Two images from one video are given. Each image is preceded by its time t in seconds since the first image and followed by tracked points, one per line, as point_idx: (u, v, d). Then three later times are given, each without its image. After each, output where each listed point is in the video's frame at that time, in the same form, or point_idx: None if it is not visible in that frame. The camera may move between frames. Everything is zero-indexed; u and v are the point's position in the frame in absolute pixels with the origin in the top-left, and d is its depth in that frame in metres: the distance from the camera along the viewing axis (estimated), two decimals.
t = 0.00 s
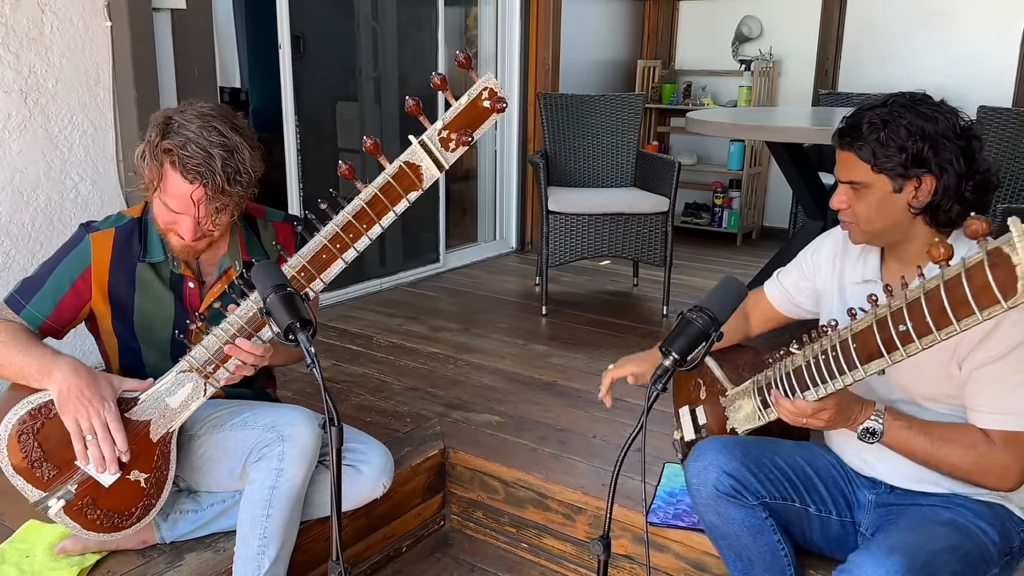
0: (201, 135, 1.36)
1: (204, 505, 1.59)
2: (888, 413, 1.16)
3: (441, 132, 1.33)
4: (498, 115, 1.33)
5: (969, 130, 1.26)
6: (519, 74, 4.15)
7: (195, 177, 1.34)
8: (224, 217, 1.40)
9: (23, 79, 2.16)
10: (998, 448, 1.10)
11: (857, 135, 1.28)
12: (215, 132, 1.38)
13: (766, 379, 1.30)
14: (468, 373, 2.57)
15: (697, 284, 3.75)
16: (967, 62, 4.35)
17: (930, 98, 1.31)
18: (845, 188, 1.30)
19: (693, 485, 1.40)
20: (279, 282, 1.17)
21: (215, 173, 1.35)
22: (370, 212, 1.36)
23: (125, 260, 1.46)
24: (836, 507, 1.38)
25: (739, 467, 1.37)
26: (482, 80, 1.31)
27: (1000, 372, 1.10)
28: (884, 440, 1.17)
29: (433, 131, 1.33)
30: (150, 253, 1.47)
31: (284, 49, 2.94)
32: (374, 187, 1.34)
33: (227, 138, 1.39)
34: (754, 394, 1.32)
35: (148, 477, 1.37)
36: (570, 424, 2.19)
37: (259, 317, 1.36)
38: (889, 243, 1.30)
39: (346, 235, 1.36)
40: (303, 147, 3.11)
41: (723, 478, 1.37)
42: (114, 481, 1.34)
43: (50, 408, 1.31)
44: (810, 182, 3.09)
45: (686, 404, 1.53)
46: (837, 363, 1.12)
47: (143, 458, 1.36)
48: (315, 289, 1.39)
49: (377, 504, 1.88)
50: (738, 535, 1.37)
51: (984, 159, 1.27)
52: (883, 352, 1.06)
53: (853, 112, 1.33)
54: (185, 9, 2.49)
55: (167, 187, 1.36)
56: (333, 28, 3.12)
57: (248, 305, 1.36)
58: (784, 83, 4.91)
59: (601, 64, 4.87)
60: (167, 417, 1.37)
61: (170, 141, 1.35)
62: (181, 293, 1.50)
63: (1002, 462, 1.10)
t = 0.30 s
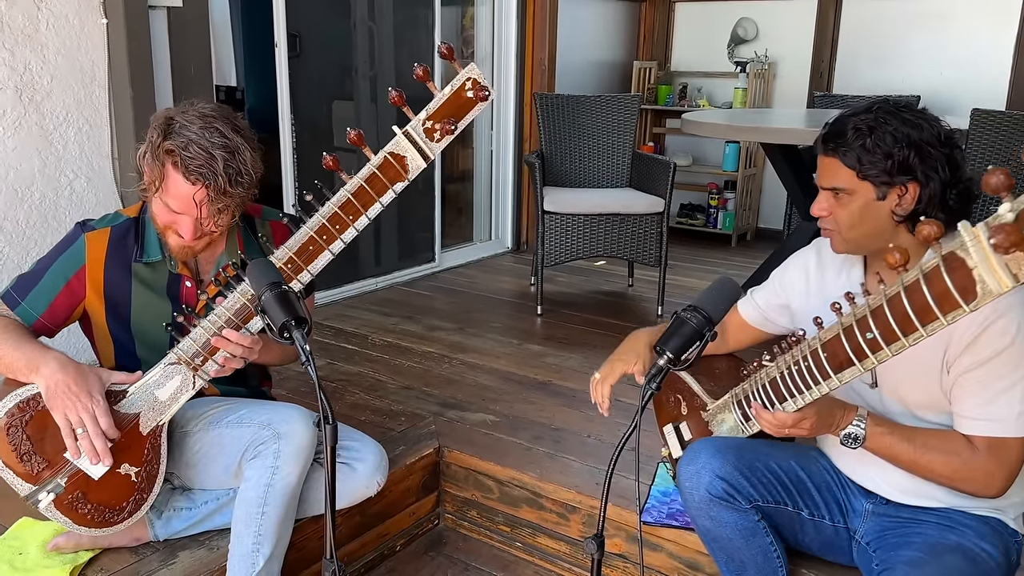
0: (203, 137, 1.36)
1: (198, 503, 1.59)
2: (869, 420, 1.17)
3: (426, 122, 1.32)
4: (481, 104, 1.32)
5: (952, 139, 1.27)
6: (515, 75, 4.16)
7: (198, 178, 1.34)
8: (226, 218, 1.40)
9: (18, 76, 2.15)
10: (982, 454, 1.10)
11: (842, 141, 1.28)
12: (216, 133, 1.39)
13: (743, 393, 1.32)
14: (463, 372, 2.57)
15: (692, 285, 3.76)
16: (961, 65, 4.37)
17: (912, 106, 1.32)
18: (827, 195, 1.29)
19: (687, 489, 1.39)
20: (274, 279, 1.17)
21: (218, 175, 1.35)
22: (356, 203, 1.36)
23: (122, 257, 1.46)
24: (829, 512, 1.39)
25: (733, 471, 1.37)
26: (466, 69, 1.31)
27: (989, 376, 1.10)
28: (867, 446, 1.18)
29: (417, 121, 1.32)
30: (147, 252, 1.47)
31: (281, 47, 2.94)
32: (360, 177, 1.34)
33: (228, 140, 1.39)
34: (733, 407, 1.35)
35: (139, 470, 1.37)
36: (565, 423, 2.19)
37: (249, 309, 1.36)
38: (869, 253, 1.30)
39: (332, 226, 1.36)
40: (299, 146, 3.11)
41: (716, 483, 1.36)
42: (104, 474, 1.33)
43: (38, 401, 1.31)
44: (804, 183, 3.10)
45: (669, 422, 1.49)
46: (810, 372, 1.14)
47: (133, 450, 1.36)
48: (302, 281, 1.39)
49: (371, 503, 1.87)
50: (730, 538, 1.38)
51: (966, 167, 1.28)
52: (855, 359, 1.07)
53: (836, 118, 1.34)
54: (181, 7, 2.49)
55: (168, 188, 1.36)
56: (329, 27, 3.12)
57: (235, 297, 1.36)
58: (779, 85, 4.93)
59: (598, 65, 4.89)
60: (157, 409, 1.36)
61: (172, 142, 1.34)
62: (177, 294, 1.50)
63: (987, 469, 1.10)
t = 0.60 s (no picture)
0: (194, 136, 1.36)
1: (192, 502, 1.59)
2: (850, 425, 1.17)
3: (423, 125, 1.32)
4: (478, 106, 1.32)
5: (921, 148, 1.27)
6: (512, 76, 4.16)
7: (196, 178, 1.34)
8: (226, 215, 1.41)
9: (14, 75, 2.15)
10: (961, 459, 1.11)
11: (812, 155, 1.28)
12: (206, 130, 1.38)
13: (720, 398, 1.32)
14: (458, 372, 2.58)
15: (687, 286, 3.77)
16: (956, 68, 4.39)
17: (880, 117, 1.32)
18: (798, 208, 1.30)
19: (681, 491, 1.39)
20: (269, 279, 1.17)
21: (214, 174, 1.35)
22: (351, 204, 1.36)
23: (117, 256, 1.46)
24: (822, 514, 1.39)
25: (727, 472, 1.37)
26: (463, 72, 1.31)
27: (963, 380, 1.11)
28: (849, 451, 1.18)
29: (414, 123, 1.32)
30: (143, 251, 1.47)
31: (277, 47, 2.94)
32: (356, 179, 1.34)
33: (220, 136, 1.39)
34: (713, 412, 1.35)
35: (132, 470, 1.37)
36: (560, 424, 2.20)
37: (244, 309, 1.36)
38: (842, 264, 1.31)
39: (328, 227, 1.37)
40: (295, 146, 3.11)
41: (710, 484, 1.37)
42: (97, 474, 1.33)
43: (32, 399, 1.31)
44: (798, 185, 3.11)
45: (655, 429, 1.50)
46: (781, 373, 1.14)
47: (127, 450, 1.36)
48: (298, 282, 1.40)
49: (366, 503, 1.88)
50: (723, 539, 1.38)
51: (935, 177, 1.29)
52: (821, 359, 1.07)
53: (805, 131, 1.34)
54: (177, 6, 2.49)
55: (168, 190, 1.36)
56: (326, 27, 3.12)
57: (230, 297, 1.35)
58: (774, 87, 4.95)
59: (594, 66, 4.90)
60: (151, 409, 1.36)
61: (165, 144, 1.34)
62: (174, 293, 1.50)
63: (965, 473, 1.10)
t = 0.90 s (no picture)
0: (186, 127, 1.36)
1: (189, 501, 1.58)
2: (842, 423, 1.18)
3: (423, 125, 1.32)
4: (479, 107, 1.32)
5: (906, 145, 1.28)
6: (510, 76, 4.17)
7: (192, 167, 1.34)
8: (226, 203, 1.40)
9: (11, 73, 2.14)
10: (953, 455, 1.10)
11: (802, 158, 1.27)
12: (199, 121, 1.38)
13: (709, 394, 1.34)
14: (455, 372, 2.57)
15: (685, 287, 3.77)
16: (954, 69, 4.39)
17: (864, 117, 1.32)
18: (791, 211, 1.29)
19: (679, 487, 1.39)
20: (266, 278, 1.17)
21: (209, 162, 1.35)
22: (351, 205, 1.36)
23: (114, 256, 1.45)
24: (819, 511, 1.39)
25: (724, 467, 1.37)
26: (465, 72, 1.31)
27: (954, 377, 1.11)
28: (840, 450, 1.19)
29: (415, 124, 1.32)
30: (140, 252, 1.46)
31: (275, 46, 2.93)
32: (356, 179, 1.34)
33: (212, 125, 1.39)
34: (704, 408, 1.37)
35: (129, 470, 1.36)
36: (557, 424, 2.20)
37: (241, 309, 1.35)
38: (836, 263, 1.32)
39: (327, 228, 1.36)
40: (292, 145, 3.10)
41: (707, 479, 1.37)
42: (93, 474, 1.33)
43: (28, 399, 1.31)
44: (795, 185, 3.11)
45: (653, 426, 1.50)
46: (764, 367, 1.14)
47: (123, 450, 1.35)
48: (296, 282, 1.39)
49: (363, 503, 1.87)
50: (719, 535, 1.38)
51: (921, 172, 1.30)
52: (798, 353, 1.07)
53: (793, 136, 1.32)
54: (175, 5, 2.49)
55: (164, 182, 1.36)
56: (324, 26, 3.11)
57: (228, 298, 1.35)
58: (772, 88, 4.95)
59: (593, 67, 4.90)
60: (148, 409, 1.36)
61: (159, 136, 1.34)
62: (173, 293, 1.49)
63: (956, 469, 1.10)
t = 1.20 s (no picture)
0: (187, 123, 1.36)
1: (187, 501, 1.58)
2: (855, 438, 1.17)
3: (423, 125, 1.32)
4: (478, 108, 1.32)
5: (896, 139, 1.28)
6: (508, 76, 4.17)
7: (191, 162, 1.34)
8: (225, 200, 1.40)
9: (9, 72, 2.14)
10: (969, 454, 1.10)
11: (797, 163, 1.27)
12: (200, 118, 1.39)
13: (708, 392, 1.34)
14: (453, 372, 2.57)
15: (683, 287, 3.77)
16: (953, 70, 4.39)
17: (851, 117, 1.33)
18: (793, 217, 1.29)
19: (677, 484, 1.40)
20: (265, 278, 1.17)
21: (210, 158, 1.35)
22: (351, 206, 1.36)
23: (113, 256, 1.45)
24: (817, 510, 1.39)
25: (723, 466, 1.37)
26: (465, 73, 1.31)
27: (963, 375, 1.11)
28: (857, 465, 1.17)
29: (415, 124, 1.32)
30: (140, 250, 1.46)
31: (274, 46, 2.93)
32: (356, 179, 1.34)
33: (212, 122, 1.39)
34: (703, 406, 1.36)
35: (128, 470, 1.36)
36: (556, 424, 2.20)
37: (241, 309, 1.35)
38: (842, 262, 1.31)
39: (326, 228, 1.36)
40: (290, 144, 3.10)
41: (705, 477, 1.37)
42: (92, 473, 1.32)
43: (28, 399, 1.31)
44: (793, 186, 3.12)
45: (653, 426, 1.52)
46: (762, 366, 1.14)
47: (122, 450, 1.35)
48: (296, 282, 1.39)
49: (361, 502, 1.87)
50: (718, 533, 1.38)
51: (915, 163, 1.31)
52: (797, 349, 1.07)
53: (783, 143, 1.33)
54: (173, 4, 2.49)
55: (162, 177, 1.35)
56: (323, 26, 3.11)
57: (227, 298, 1.35)
58: (771, 89, 4.96)
59: (591, 67, 4.89)
60: (147, 409, 1.36)
61: (160, 131, 1.34)
62: (172, 293, 1.49)
63: (973, 468, 1.09)
